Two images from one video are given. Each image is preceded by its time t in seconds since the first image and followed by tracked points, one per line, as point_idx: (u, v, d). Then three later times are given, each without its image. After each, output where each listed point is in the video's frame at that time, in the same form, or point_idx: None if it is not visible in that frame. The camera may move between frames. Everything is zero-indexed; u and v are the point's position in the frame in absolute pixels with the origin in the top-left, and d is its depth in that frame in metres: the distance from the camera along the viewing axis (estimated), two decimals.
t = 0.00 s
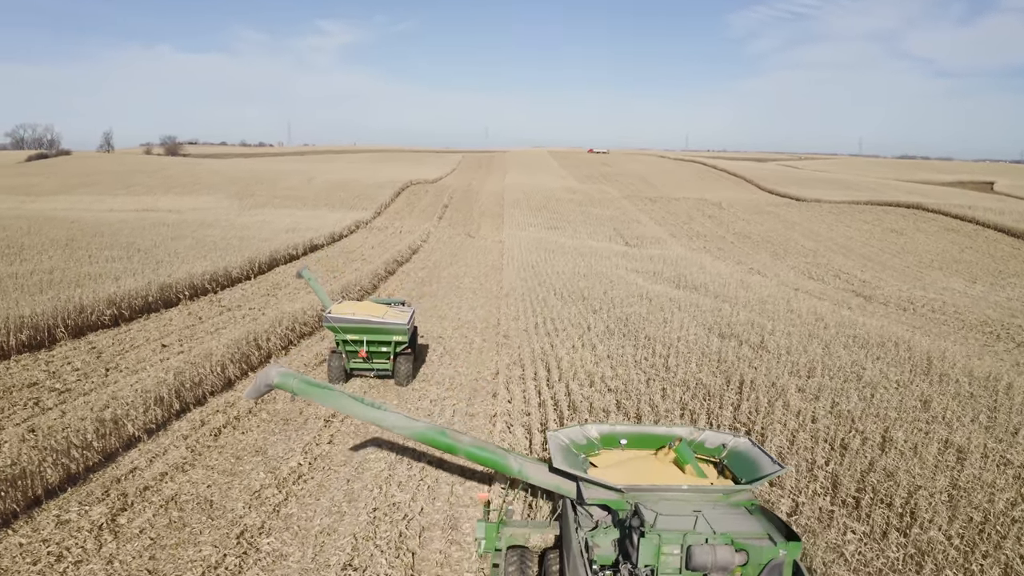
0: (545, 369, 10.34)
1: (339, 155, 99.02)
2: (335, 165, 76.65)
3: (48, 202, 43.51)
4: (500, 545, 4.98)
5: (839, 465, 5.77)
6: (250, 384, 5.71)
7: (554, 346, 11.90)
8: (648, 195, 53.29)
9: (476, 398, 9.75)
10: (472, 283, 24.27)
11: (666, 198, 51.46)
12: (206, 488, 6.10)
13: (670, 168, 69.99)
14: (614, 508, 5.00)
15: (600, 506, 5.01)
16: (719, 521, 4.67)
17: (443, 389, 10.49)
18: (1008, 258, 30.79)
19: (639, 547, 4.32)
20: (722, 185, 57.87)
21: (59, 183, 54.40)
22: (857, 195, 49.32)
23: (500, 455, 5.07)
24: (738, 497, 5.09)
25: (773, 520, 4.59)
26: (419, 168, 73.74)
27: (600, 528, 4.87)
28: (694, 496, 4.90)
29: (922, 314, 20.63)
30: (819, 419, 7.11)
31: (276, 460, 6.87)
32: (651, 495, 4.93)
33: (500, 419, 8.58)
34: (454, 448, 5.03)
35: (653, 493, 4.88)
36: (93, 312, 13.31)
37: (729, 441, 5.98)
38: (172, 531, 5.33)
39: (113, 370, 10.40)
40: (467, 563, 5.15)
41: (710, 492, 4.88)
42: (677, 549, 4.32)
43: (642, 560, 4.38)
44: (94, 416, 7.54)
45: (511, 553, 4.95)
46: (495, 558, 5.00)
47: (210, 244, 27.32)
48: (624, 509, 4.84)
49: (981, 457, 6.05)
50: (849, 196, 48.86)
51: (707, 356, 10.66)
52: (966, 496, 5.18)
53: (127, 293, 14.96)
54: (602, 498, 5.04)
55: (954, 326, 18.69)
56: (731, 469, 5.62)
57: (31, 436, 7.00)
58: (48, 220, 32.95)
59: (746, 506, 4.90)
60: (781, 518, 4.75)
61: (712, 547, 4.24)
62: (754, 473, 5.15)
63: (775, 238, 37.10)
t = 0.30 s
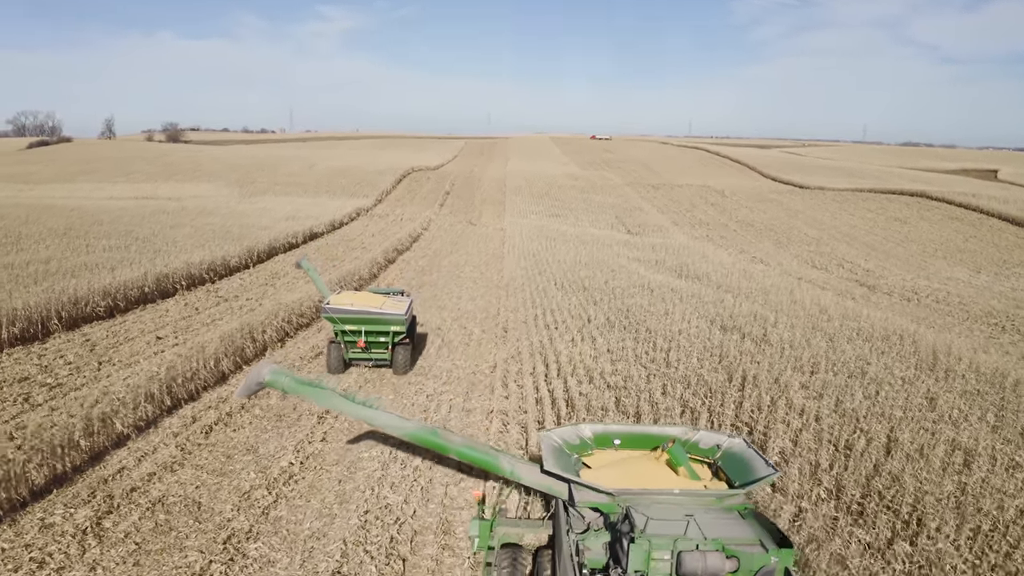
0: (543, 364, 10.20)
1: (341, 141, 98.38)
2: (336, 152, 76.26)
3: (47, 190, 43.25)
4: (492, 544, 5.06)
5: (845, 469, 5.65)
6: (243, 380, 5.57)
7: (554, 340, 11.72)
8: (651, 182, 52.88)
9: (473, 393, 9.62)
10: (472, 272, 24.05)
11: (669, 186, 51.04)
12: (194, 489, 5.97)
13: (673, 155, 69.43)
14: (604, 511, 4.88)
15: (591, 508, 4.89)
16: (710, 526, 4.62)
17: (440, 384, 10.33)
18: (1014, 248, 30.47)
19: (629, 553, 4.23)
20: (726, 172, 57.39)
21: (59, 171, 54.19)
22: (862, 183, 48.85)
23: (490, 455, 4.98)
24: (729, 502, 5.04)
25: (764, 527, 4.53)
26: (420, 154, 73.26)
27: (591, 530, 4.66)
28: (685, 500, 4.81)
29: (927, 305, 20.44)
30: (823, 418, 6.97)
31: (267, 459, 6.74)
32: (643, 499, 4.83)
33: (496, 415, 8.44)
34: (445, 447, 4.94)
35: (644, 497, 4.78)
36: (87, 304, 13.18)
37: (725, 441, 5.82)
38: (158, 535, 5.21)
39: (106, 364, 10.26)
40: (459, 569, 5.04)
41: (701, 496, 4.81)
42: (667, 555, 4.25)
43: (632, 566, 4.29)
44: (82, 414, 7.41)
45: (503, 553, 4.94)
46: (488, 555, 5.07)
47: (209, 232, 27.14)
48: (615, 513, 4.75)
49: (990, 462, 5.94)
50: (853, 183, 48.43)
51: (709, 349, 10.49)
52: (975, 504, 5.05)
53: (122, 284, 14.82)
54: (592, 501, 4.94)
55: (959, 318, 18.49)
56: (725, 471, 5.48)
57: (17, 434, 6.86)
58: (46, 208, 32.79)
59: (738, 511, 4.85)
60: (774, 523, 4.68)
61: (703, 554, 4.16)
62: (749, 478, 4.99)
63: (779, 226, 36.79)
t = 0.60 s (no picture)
0: (542, 358, 10.05)
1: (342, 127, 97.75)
2: (338, 138, 75.78)
3: (47, 178, 43.09)
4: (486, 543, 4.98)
5: (850, 474, 5.51)
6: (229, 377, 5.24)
7: (553, 333, 11.55)
8: (653, 170, 52.45)
9: (470, 388, 9.48)
10: (472, 261, 23.82)
11: (672, 173, 50.63)
12: (182, 491, 5.84)
13: (676, 142, 68.85)
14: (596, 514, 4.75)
15: (584, 510, 4.73)
16: (701, 530, 4.51)
17: (437, 378, 10.17)
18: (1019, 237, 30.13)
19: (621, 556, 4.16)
20: (729, 159, 56.90)
21: (59, 158, 54.00)
22: (866, 170, 48.36)
23: (484, 455, 4.69)
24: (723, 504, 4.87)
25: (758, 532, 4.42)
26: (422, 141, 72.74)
27: (583, 533, 4.63)
28: (677, 503, 4.67)
29: (931, 295, 20.21)
30: (827, 417, 6.81)
31: (259, 458, 6.61)
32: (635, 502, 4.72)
33: (493, 413, 8.28)
34: (438, 447, 4.67)
35: (637, 500, 4.66)
36: (82, 296, 13.05)
37: (720, 441, 5.66)
38: (144, 540, 5.09)
39: (100, 357, 10.12)
40: None
41: (693, 499, 4.68)
42: (658, 559, 4.16)
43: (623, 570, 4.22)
44: (71, 411, 7.27)
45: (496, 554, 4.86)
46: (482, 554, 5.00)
47: (208, 221, 26.95)
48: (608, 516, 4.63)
49: (998, 465, 5.81)
50: (858, 170, 47.95)
51: (710, 344, 10.32)
52: (983, 511, 4.91)
53: (118, 275, 14.69)
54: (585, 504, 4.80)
55: (963, 309, 18.27)
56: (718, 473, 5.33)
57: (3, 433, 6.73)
58: (45, 196, 32.63)
59: (732, 514, 4.70)
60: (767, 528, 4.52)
61: (693, 559, 4.08)
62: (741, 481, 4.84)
63: (782, 214, 36.46)
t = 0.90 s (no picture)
0: (542, 353, 9.92)
1: (344, 114, 97.21)
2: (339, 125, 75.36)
3: (48, 166, 42.96)
4: (481, 542, 4.93)
5: (855, 480, 5.37)
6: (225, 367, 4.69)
7: (553, 327, 11.41)
8: (657, 156, 52.02)
9: (468, 382, 9.35)
10: (473, 250, 23.63)
11: (676, 160, 50.18)
12: (173, 493, 5.72)
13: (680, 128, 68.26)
14: (590, 514, 4.58)
15: (576, 510, 4.57)
16: (693, 531, 4.41)
17: (435, 372, 10.03)
18: None
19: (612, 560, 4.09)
20: (734, 146, 56.37)
21: (60, 146, 53.82)
22: (871, 157, 47.87)
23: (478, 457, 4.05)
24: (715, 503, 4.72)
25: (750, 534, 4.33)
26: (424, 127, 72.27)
27: (576, 534, 4.50)
28: (669, 504, 4.55)
29: (937, 285, 19.99)
30: (832, 417, 6.66)
31: (252, 457, 6.49)
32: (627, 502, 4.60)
33: (492, 409, 8.14)
34: (429, 447, 3.99)
35: (629, 500, 4.53)
36: (78, 288, 12.93)
37: (715, 440, 5.52)
38: (132, 545, 4.98)
39: (94, 352, 10.00)
40: None
41: (685, 500, 4.56)
42: (649, 562, 4.10)
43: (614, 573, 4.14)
44: (62, 409, 7.15)
45: (491, 551, 4.84)
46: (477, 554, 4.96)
47: (208, 210, 26.81)
48: (600, 517, 4.49)
49: (1007, 468, 5.67)
50: (863, 157, 47.48)
51: (713, 338, 10.17)
52: (991, 522, 4.81)
53: (115, 266, 14.56)
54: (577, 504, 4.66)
55: (969, 300, 18.05)
56: (712, 472, 5.20)
57: None
58: (45, 185, 32.52)
59: (726, 514, 4.58)
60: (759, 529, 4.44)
61: (684, 563, 3.99)
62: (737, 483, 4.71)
63: (786, 202, 36.14)
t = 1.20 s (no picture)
0: (542, 348, 9.79)
1: (347, 100, 96.50)
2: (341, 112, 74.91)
3: (49, 154, 42.84)
4: (476, 540, 4.92)
5: (861, 486, 5.23)
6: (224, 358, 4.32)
7: (554, 320, 11.27)
8: (661, 143, 51.55)
9: (468, 377, 9.21)
10: (475, 239, 23.44)
11: (679, 147, 49.71)
12: (164, 496, 5.60)
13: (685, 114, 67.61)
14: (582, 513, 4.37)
15: (569, 511, 4.37)
16: (687, 532, 4.28)
17: (434, 367, 9.90)
18: None
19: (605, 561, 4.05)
20: (739, 132, 55.81)
21: (62, 134, 53.65)
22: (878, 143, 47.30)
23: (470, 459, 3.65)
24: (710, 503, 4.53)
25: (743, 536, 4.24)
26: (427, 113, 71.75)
27: (570, 534, 4.49)
28: (662, 505, 4.36)
29: (942, 275, 19.76)
30: (837, 418, 6.51)
31: (245, 458, 6.38)
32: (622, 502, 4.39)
33: (490, 407, 8.01)
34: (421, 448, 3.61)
35: (623, 501, 4.33)
36: (74, 281, 12.82)
37: (711, 439, 5.38)
38: (120, 552, 4.87)
39: (89, 347, 9.87)
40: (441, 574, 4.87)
41: (679, 501, 4.38)
42: (641, 564, 4.02)
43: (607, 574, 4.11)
44: (53, 409, 7.03)
45: (486, 549, 4.82)
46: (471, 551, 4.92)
47: (208, 198, 26.66)
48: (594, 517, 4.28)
49: (1017, 473, 5.53)
50: (869, 144, 46.94)
51: (715, 332, 10.02)
52: (1002, 532, 4.68)
53: (113, 258, 14.45)
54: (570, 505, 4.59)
55: (975, 290, 17.82)
56: (707, 472, 5.06)
57: None
58: (46, 174, 32.42)
59: (720, 515, 4.40)
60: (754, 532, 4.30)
61: (677, 565, 3.92)
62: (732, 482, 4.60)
63: (790, 189, 35.79)
